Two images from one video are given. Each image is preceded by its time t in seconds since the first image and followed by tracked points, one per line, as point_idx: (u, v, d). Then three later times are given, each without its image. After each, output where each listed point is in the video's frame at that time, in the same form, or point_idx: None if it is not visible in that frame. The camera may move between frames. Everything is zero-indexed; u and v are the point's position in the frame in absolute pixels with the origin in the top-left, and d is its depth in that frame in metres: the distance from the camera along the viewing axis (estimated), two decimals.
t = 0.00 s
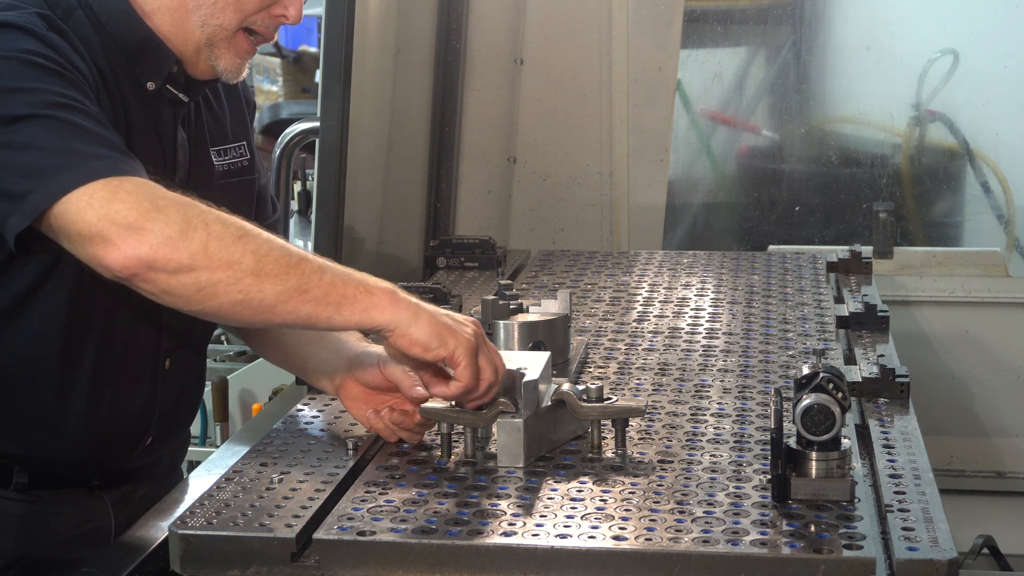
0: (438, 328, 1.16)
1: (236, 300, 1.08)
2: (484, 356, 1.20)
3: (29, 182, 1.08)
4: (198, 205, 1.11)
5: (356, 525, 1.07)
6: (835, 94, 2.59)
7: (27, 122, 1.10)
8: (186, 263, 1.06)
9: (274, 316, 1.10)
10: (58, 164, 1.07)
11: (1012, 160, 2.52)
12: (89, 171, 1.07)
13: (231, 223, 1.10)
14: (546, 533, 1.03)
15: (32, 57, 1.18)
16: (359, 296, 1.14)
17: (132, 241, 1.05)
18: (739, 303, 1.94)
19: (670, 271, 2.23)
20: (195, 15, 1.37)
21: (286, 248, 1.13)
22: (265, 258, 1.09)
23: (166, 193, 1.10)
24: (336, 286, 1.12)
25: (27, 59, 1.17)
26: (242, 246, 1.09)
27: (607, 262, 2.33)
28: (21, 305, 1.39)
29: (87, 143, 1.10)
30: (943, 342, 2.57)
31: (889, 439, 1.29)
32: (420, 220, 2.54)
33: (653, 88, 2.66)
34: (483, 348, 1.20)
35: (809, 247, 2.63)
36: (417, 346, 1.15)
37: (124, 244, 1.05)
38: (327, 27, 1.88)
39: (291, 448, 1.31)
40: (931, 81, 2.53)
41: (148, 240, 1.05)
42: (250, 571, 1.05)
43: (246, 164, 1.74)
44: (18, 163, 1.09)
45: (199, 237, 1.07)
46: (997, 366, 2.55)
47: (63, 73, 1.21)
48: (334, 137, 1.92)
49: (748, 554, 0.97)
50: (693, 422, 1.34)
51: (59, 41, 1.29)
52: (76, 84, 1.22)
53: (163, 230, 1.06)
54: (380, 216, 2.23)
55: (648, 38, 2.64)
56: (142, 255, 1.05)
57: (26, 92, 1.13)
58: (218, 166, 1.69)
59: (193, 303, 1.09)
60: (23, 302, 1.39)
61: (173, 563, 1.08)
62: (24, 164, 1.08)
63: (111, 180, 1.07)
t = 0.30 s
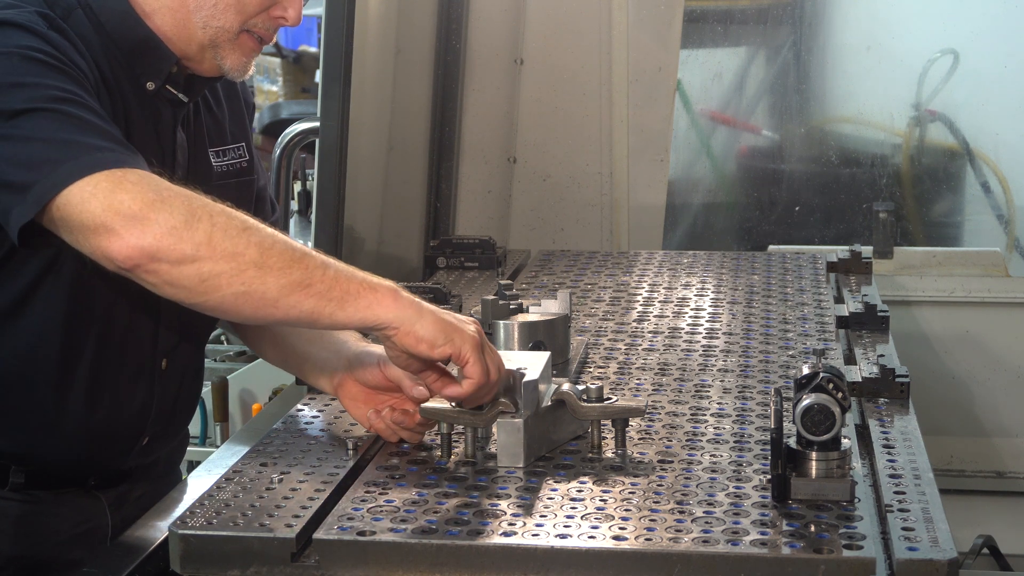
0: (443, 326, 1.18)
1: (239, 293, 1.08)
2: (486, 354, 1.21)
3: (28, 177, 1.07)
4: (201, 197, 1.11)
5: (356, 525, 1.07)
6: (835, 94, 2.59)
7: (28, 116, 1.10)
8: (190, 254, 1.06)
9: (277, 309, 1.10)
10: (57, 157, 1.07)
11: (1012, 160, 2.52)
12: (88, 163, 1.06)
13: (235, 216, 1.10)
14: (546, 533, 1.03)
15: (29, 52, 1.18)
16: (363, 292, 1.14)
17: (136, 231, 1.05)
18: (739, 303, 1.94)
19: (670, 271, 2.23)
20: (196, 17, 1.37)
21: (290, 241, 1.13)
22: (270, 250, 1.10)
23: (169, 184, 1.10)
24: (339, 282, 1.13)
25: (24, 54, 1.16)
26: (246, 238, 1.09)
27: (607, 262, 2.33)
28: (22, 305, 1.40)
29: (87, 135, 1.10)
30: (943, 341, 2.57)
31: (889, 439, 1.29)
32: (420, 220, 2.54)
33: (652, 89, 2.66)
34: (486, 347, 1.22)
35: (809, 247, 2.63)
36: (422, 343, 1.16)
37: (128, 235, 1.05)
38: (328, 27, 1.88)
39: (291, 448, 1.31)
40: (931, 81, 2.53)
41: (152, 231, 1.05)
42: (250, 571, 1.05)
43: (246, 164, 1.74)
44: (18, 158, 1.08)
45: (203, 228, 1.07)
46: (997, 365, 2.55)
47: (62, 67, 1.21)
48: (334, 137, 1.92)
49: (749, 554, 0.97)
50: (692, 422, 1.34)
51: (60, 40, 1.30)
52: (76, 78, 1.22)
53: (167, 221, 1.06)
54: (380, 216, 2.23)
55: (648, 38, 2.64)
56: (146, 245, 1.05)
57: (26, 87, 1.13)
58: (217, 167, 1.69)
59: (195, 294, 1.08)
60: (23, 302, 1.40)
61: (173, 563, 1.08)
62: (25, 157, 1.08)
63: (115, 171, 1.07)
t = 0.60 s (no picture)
0: (452, 327, 1.18)
1: (254, 281, 1.08)
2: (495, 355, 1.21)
3: (33, 170, 1.07)
4: (217, 188, 1.11)
5: (356, 525, 1.07)
6: (835, 94, 2.59)
7: (31, 110, 1.10)
8: (205, 239, 1.06)
9: (290, 300, 1.10)
10: (62, 146, 1.07)
11: (1012, 160, 2.52)
12: (93, 151, 1.06)
13: (250, 206, 1.11)
14: (546, 533, 1.03)
15: (28, 48, 1.18)
16: (375, 289, 1.14)
17: (152, 215, 1.05)
18: (739, 303, 1.94)
19: (670, 271, 2.23)
20: (194, 17, 1.38)
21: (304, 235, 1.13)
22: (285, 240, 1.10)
23: (184, 175, 1.10)
24: (352, 278, 1.13)
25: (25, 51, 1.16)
26: (262, 227, 1.09)
27: (607, 262, 2.33)
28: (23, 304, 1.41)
29: (91, 124, 1.10)
30: (943, 341, 2.57)
31: (889, 439, 1.29)
32: (420, 220, 2.54)
33: (652, 88, 2.66)
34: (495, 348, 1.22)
35: (809, 247, 2.63)
36: (431, 344, 1.17)
37: (143, 219, 1.05)
38: (328, 27, 1.88)
39: (291, 448, 1.31)
40: (931, 81, 2.53)
41: (169, 215, 1.05)
42: (250, 571, 1.05)
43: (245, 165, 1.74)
44: (23, 151, 1.08)
45: (219, 215, 1.07)
46: (997, 365, 2.55)
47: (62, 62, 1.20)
48: (334, 137, 1.92)
49: (749, 553, 0.97)
50: (692, 422, 1.34)
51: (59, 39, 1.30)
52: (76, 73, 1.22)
53: (183, 206, 1.06)
54: (379, 216, 2.23)
55: (648, 38, 2.64)
56: (161, 229, 1.05)
57: (28, 82, 1.12)
58: (214, 168, 1.70)
59: (208, 282, 1.08)
60: (23, 302, 1.41)
61: (173, 563, 1.08)
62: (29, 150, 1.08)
63: (128, 159, 1.07)
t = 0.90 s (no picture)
0: (452, 323, 1.19)
1: (254, 277, 1.08)
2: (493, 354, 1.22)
3: (32, 164, 1.07)
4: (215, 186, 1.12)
5: (356, 525, 1.07)
6: (835, 94, 2.59)
7: (31, 106, 1.09)
8: (205, 236, 1.07)
9: (290, 296, 1.10)
10: (63, 141, 1.07)
11: (1012, 160, 2.52)
12: (94, 148, 1.06)
13: (249, 203, 1.11)
14: (546, 533, 1.03)
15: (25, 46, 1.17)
16: (376, 285, 1.15)
17: (152, 212, 1.05)
18: (739, 303, 1.94)
19: (670, 271, 2.23)
20: (192, 17, 1.38)
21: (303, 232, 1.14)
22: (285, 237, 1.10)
23: (182, 172, 1.11)
24: (353, 274, 1.13)
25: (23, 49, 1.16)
26: (262, 223, 1.10)
27: (607, 262, 2.33)
28: (22, 304, 1.41)
29: (92, 120, 1.10)
30: (943, 341, 2.57)
31: (889, 439, 1.29)
32: (420, 220, 2.54)
33: (652, 88, 2.66)
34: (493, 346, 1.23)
35: (809, 247, 2.63)
36: (432, 340, 1.17)
37: (143, 216, 1.05)
38: (327, 27, 1.88)
39: (291, 448, 1.31)
40: (931, 81, 2.53)
41: (168, 212, 1.06)
42: (250, 571, 1.05)
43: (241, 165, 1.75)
44: (21, 147, 1.08)
45: (219, 212, 1.08)
46: (997, 365, 2.55)
47: (55, 57, 1.20)
48: (333, 137, 1.92)
49: (749, 554, 0.97)
50: (692, 422, 1.34)
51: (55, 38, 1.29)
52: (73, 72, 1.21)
53: (183, 203, 1.06)
54: (379, 216, 2.23)
55: (648, 38, 2.64)
56: (161, 226, 1.05)
57: (25, 79, 1.12)
58: (212, 169, 1.71)
59: (207, 278, 1.08)
60: (22, 301, 1.41)
61: (173, 563, 1.08)
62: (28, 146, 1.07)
63: (127, 156, 1.07)
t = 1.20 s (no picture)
0: (457, 326, 1.19)
1: (262, 272, 1.08)
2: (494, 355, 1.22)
3: (40, 161, 1.07)
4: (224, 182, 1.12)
5: (356, 525, 1.07)
6: (835, 94, 2.59)
7: (36, 104, 1.09)
8: (215, 230, 1.07)
9: (298, 292, 1.10)
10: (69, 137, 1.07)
11: (1012, 160, 2.52)
12: (100, 144, 1.06)
13: (258, 199, 1.11)
14: (546, 533, 1.03)
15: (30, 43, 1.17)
16: (384, 283, 1.15)
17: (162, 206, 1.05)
18: (739, 303, 1.94)
19: (670, 271, 2.23)
20: (193, 18, 1.38)
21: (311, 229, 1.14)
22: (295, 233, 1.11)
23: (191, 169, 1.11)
24: (361, 272, 1.14)
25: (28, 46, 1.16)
26: (270, 220, 1.10)
27: (607, 262, 2.33)
28: (23, 304, 1.41)
29: (97, 115, 1.10)
30: (942, 341, 2.57)
31: (889, 439, 1.29)
32: (420, 220, 2.54)
33: (652, 88, 2.66)
34: (494, 347, 1.23)
35: (809, 247, 2.63)
36: (439, 342, 1.18)
37: (152, 210, 1.05)
38: (328, 27, 1.88)
39: (291, 448, 1.31)
40: (931, 81, 2.53)
41: (178, 207, 1.06)
42: (250, 571, 1.05)
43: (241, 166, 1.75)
44: (28, 145, 1.08)
45: (229, 207, 1.08)
46: (997, 365, 2.55)
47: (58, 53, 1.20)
48: (334, 137, 1.92)
49: (749, 553, 0.97)
50: (692, 422, 1.34)
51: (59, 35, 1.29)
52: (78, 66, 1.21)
53: (193, 198, 1.06)
54: (380, 216, 2.23)
55: (648, 38, 2.64)
56: (170, 220, 1.05)
57: (30, 76, 1.12)
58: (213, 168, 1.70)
59: (216, 273, 1.08)
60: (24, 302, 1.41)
61: (173, 563, 1.08)
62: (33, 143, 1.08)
63: (136, 152, 1.07)
